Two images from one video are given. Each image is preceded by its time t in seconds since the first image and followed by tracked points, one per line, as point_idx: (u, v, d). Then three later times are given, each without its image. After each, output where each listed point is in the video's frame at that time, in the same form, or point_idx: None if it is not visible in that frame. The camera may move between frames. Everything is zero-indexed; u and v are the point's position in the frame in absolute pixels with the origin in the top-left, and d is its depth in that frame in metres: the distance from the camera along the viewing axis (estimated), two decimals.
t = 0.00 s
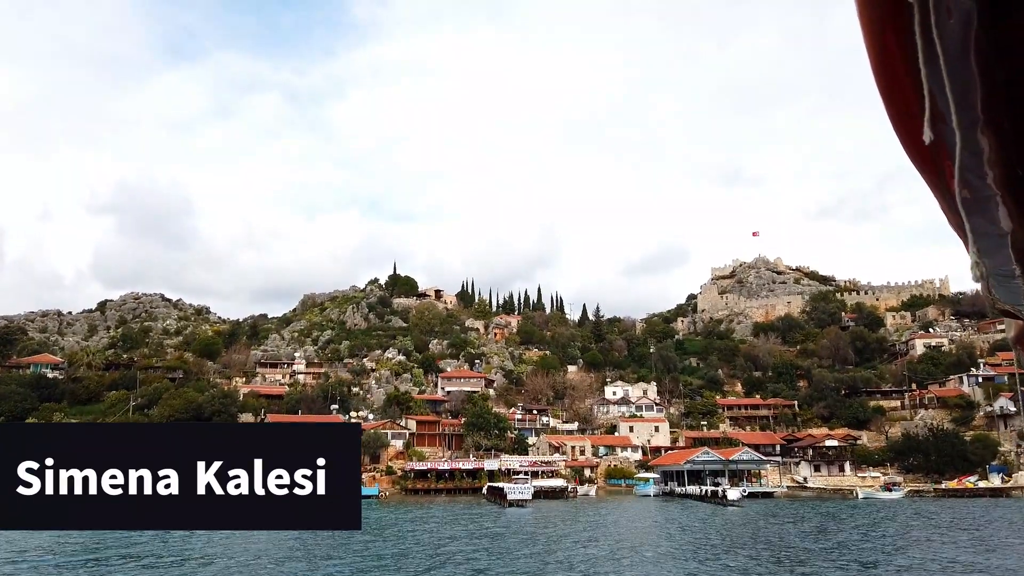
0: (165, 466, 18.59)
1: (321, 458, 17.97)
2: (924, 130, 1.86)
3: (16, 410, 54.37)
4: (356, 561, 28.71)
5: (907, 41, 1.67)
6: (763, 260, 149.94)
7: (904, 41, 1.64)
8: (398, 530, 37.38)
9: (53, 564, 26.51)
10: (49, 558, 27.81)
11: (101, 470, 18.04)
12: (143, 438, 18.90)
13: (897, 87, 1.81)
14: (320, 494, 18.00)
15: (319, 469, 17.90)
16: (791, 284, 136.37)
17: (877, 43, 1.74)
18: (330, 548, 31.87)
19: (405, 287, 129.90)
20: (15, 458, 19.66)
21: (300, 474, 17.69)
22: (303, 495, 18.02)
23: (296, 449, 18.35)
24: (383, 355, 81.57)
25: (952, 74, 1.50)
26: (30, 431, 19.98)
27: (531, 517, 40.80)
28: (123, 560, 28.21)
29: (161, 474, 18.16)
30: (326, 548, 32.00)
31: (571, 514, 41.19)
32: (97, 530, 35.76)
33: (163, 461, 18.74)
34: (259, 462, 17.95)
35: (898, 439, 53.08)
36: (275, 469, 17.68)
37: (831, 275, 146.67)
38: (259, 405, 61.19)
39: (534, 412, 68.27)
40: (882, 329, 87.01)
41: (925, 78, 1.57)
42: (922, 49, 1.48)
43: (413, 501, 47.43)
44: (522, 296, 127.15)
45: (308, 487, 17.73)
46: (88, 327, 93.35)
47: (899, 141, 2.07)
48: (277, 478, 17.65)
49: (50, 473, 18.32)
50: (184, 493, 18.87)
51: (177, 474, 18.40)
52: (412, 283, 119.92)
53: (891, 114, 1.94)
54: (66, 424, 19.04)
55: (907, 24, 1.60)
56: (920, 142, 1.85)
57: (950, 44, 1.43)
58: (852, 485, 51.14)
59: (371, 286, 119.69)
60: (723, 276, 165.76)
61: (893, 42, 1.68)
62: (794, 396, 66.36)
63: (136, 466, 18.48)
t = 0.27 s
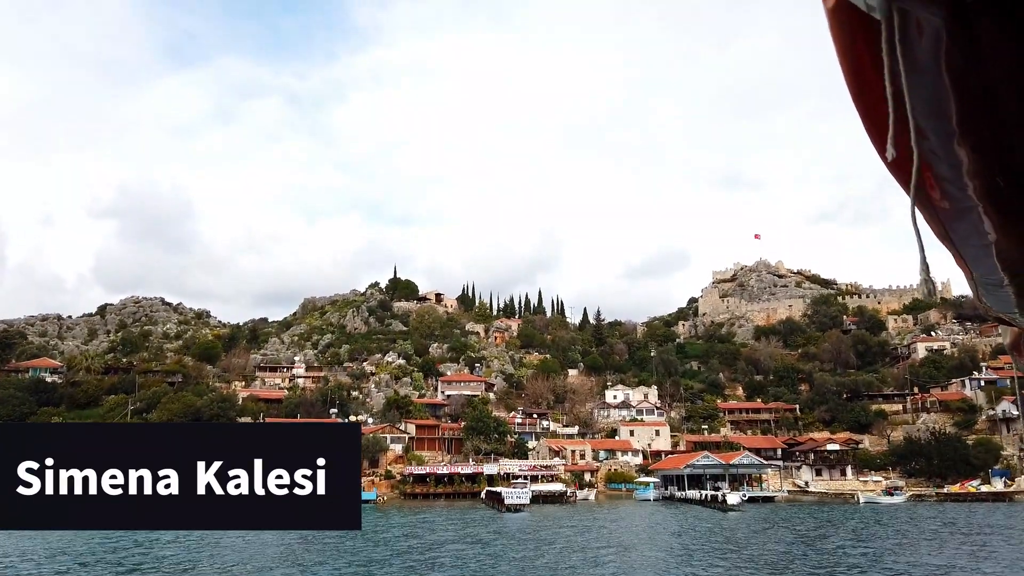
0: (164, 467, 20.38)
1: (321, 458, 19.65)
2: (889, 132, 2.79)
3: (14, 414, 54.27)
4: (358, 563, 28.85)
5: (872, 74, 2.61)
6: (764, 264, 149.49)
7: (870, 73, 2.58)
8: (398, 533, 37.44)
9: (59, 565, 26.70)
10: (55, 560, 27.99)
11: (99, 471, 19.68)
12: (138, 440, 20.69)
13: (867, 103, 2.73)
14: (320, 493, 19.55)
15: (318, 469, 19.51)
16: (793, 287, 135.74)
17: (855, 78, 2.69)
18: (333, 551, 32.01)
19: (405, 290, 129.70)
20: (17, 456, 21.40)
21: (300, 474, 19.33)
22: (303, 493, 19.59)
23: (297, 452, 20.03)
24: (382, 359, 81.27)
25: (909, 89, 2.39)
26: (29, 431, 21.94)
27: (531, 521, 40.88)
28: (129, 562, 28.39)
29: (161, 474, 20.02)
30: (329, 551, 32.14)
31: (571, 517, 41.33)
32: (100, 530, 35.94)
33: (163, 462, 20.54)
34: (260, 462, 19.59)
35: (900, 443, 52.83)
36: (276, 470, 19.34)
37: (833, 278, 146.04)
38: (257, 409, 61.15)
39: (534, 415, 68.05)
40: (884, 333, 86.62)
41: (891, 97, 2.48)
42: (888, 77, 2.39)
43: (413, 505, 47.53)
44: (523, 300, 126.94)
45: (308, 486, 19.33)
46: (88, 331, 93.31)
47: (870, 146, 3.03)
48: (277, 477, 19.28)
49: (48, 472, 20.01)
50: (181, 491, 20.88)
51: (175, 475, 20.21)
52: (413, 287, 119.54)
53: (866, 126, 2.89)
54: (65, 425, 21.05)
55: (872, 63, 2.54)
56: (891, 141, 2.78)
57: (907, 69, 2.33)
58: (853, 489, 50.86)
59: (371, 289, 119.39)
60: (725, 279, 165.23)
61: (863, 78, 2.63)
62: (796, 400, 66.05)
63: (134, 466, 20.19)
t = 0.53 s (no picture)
0: (164, 467, 20.16)
1: (322, 458, 19.46)
2: (866, 145, 2.91)
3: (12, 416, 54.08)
4: (355, 565, 28.69)
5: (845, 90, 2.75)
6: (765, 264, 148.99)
7: (844, 90, 2.71)
8: (396, 534, 37.23)
9: (53, 566, 26.51)
10: (50, 561, 27.79)
11: (98, 471, 19.47)
12: (137, 440, 20.48)
13: (843, 117, 2.83)
14: (320, 493, 19.35)
15: (319, 470, 19.32)
16: (794, 288, 135.43)
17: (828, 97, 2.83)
18: (330, 552, 31.83)
19: (405, 292, 129.47)
20: (15, 456, 21.19)
21: (300, 475, 19.12)
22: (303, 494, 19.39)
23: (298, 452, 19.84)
24: (382, 360, 81.10)
25: (879, 97, 2.53)
26: (29, 431, 21.69)
27: (531, 522, 40.63)
28: (125, 562, 28.19)
29: (161, 474, 19.81)
30: (327, 551, 31.98)
31: (571, 519, 41.10)
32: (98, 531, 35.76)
33: (163, 462, 20.31)
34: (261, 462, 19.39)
35: (901, 443, 52.52)
36: (277, 470, 19.16)
37: (835, 279, 145.60)
38: (256, 410, 60.89)
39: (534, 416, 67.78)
40: (885, 333, 86.28)
41: (861, 107, 2.63)
42: (859, 89, 2.52)
43: (412, 506, 47.27)
44: (524, 301, 126.66)
45: (309, 487, 19.14)
46: (88, 333, 93.11)
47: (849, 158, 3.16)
48: (277, 477, 19.09)
49: (47, 472, 19.76)
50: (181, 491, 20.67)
51: (175, 475, 19.99)
52: (413, 288, 119.33)
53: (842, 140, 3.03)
54: (65, 425, 20.79)
55: (845, 81, 2.67)
56: (867, 155, 2.91)
57: (875, 79, 2.47)
58: (855, 490, 50.56)
59: (371, 290, 119.21)
60: (726, 279, 165.00)
61: (837, 97, 2.77)
62: (797, 400, 65.73)
63: (133, 466, 19.98)
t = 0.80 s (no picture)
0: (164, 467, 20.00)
1: (322, 458, 19.28)
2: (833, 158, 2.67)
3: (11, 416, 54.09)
4: (349, 567, 28.36)
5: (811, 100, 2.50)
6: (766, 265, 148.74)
7: (806, 107, 2.47)
8: (393, 535, 37.01)
9: (45, 567, 26.27)
10: (44, 561, 27.58)
11: (99, 471, 19.31)
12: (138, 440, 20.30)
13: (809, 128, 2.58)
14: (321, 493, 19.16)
15: (319, 470, 19.13)
16: (795, 288, 135.25)
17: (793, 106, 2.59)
18: (325, 553, 31.57)
19: (406, 292, 129.47)
20: (14, 456, 21.02)
21: (301, 475, 18.94)
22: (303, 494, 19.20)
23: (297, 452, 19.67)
24: (382, 360, 81.03)
25: (844, 119, 2.29)
26: (29, 432, 21.55)
27: (530, 523, 40.42)
28: (118, 562, 27.95)
29: (161, 474, 19.65)
30: (321, 552, 31.70)
31: (569, 519, 40.89)
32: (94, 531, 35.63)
33: (163, 462, 20.15)
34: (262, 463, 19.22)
35: (903, 444, 52.20)
36: (277, 470, 18.98)
37: (836, 279, 145.36)
38: (255, 411, 60.73)
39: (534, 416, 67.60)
40: (886, 333, 86.03)
41: (827, 127, 2.38)
42: (822, 111, 2.27)
43: (411, 507, 47.07)
44: (524, 301, 126.52)
45: (309, 487, 18.95)
46: (88, 333, 93.05)
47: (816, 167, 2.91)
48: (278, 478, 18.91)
49: (48, 473, 19.59)
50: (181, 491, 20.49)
51: (176, 475, 19.83)
52: (414, 288, 119.31)
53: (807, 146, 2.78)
54: (64, 425, 20.60)
55: (808, 96, 2.43)
56: (836, 171, 2.66)
57: (838, 102, 2.22)
58: (856, 491, 50.31)
59: (372, 290, 119.08)
60: (727, 278, 164.98)
61: (801, 107, 2.54)
62: (798, 401, 65.48)
63: (134, 466, 19.81)
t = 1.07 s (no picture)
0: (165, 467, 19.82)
1: (322, 458, 19.07)
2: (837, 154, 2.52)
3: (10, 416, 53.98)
4: (345, 567, 28.15)
5: (814, 93, 2.37)
6: (768, 265, 148.48)
7: (812, 103, 2.34)
8: (391, 536, 36.77)
9: (40, 566, 26.06)
10: (39, 561, 27.37)
11: (99, 471, 19.15)
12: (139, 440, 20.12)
13: (811, 120, 2.46)
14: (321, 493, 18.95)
15: (319, 469, 18.91)
16: (796, 288, 135.02)
17: (797, 100, 2.46)
18: (322, 554, 31.34)
19: (407, 292, 129.38)
20: (13, 456, 20.86)
21: (301, 475, 18.71)
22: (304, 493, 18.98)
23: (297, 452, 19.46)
24: (382, 360, 80.90)
25: (846, 119, 2.15)
26: (28, 431, 21.43)
27: (529, 523, 40.23)
28: (114, 562, 27.75)
29: (161, 474, 19.45)
30: (318, 553, 31.48)
31: (569, 520, 40.69)
32: (90, 531, 35.43)
33: (163, 462, 19.95)
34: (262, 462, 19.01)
35: (905, 444, 51.93)
36: (277, 471, 18.77)
37: (838, 279, 145.07)
38: (255, 411, 60.56)
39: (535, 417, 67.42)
40: (887, 333, 85.75)
41: (833, 126, 2.23)
42: (823, 111, 2.14)
43: (410, 507, 46.88)
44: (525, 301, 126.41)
45: (309, 487, 18.73)
46: (88, 333, 92.98)
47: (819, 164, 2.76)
48: (278, 478, 18.71)
49: (48, 473, 19.40)
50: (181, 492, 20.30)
51: (176, 475, 19.64)
52: (414, 288, 119.19)
53: (811, 142, 2.65)
54: (63, 425, 20.45)
55: (814, 92, 2.30)
56: (839, 167, 2.52)
57: (842, 104, 2.08)
58: (857, 492, 50.10)
59: (372, 291, 119.00)
60: (728, 278, 164.82)
61: (805, 99, 2.41)
62: (799, 401, 65.25)
63: (134, 466, 19.64)
